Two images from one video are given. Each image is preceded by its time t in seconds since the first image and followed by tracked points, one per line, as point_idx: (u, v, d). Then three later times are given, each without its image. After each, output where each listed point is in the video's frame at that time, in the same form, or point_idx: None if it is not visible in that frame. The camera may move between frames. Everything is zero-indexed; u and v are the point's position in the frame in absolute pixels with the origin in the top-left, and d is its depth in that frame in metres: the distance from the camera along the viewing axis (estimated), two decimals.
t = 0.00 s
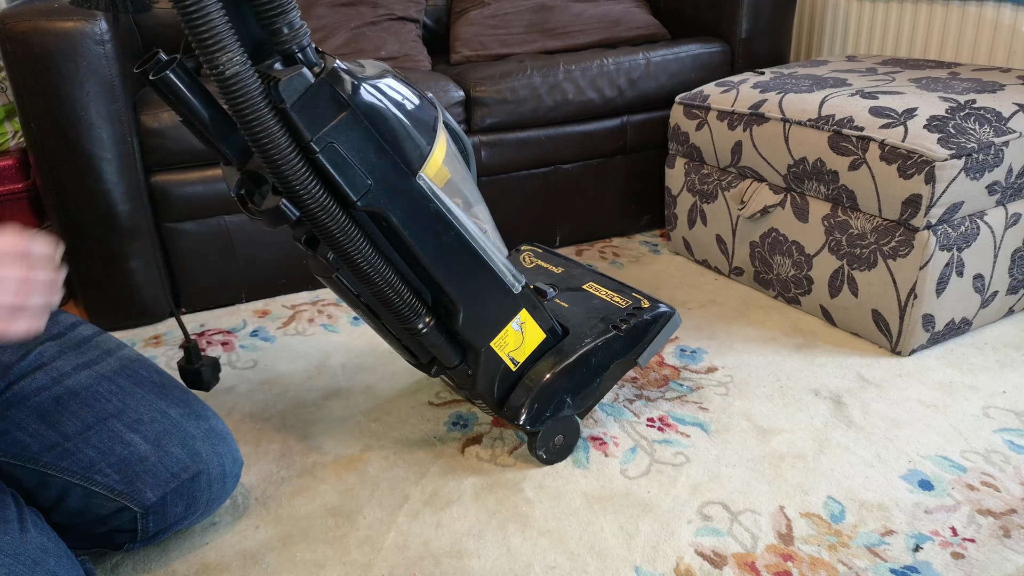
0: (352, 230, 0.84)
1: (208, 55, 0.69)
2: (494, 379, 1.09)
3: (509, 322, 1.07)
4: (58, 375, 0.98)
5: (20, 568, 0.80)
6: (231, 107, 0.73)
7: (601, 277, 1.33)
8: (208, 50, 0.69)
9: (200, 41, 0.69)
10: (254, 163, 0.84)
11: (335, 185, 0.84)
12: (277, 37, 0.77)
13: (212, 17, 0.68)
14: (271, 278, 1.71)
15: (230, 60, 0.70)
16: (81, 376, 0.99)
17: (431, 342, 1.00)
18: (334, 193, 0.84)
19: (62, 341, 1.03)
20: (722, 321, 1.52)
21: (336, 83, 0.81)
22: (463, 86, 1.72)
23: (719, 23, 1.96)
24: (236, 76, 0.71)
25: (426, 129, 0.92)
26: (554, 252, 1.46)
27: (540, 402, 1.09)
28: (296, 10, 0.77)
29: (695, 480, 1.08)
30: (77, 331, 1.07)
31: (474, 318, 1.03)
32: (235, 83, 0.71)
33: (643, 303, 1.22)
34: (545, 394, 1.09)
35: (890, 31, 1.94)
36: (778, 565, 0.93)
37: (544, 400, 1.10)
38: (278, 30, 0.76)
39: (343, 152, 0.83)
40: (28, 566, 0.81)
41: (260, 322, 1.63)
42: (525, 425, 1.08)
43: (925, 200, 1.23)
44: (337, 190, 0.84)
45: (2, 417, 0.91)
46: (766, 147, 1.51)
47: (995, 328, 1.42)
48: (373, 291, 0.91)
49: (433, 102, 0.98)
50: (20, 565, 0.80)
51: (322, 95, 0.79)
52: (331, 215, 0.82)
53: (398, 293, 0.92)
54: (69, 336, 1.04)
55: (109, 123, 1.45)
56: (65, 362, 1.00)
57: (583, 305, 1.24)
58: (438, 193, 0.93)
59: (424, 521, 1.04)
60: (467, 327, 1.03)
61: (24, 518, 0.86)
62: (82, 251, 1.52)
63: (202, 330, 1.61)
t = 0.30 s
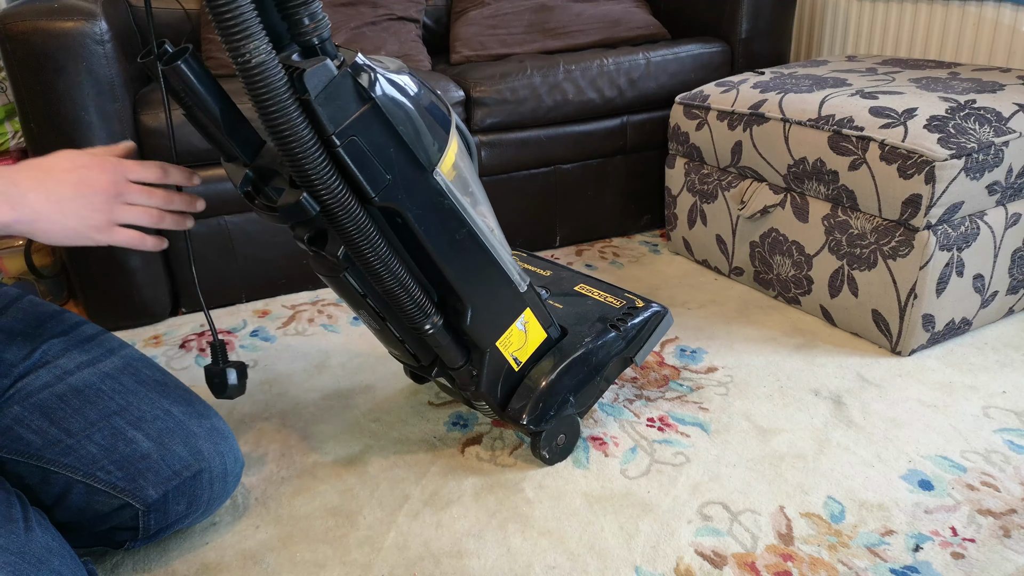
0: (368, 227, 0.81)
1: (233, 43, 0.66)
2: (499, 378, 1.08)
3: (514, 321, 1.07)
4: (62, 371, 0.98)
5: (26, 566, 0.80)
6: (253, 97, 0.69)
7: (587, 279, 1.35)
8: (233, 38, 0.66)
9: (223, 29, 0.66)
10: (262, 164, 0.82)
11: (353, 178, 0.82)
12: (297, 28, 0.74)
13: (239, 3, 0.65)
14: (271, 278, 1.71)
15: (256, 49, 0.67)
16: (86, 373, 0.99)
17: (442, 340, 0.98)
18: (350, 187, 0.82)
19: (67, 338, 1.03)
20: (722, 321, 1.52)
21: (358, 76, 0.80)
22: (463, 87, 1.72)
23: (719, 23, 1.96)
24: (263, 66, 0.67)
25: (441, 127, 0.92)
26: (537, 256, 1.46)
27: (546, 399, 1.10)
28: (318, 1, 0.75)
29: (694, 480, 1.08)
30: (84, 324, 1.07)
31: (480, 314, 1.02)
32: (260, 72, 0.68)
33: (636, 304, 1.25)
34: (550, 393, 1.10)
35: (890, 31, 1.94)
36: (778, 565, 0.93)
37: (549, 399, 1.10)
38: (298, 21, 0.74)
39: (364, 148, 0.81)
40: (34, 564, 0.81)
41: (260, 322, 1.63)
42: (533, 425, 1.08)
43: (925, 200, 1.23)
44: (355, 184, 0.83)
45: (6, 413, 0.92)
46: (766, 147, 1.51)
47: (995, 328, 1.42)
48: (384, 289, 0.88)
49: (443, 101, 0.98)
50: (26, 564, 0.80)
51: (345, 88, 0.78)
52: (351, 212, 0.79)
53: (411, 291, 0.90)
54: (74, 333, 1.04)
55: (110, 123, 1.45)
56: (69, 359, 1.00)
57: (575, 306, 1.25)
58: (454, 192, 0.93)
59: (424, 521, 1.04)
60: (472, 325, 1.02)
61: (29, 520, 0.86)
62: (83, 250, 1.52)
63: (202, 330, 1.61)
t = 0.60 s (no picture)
0: (379, 225, 0.80)
1: (250, 37, 0.64)
2: (503, 377, 1.08)
3: (518, 320, 1.07)
4: (68, 366, 0.98)
5: (37, 562, 0.80)
6: (268, 94, 0.68)
7: (581, 278, 1.36)
8: (249, 32, 0.64)
9: (241, 23, 0.63)
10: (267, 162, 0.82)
11: (366, 176, 0.82)
12: (313, 23, 0.73)
13: None
14: (271, 278, 1.71)
15: (274, 43, 0.65)
16: (92, 368, 0.99)
17: (451, 338, 0.98)
18: (362, 184, 0.82)
19: (75, 334, 1.04)
20: (722, 321, 1.52)
21: (372, 73, 0.79)
22: (463, 86, 1.72)
23: (719, 23, 1.96)
24: (279, 61, 0.66)
25: (450, 124, 0.92)
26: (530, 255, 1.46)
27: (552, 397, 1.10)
28: None
29: (694, 480, 1.08)
30: (90, 324, 1.08)
31: (486, 312, 1.02)
32: (275, 68, 0.66)
33: (634, 302, 1.26)
34: (554, 390, 1.10)
35: (890, 31, 1.94)
36: (778, 565, 0.93)
37: (553, 397, 1.10)
38: (311, 17, 0.73)
39: (377, 147, 0.81)
40: (43, 561, 0.81)
41: (260, 322, 1.63)
42: (538, 423, 1.08)
43: (925, 200, 1.23)
44: (367, 182, 0.82)
45: (12, 406, 0.92)
46: (766, 147, 1.51)
47: (995, 328, 1.42)
48: (393, 289, 0.87)
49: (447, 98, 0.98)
50: (36, 561, 0.81)
51: (360, 85, 0.78)
52: (364, 210, 0.78)
53: (421, 291, 0.89)
54: (81, 329, 1.06)
55: (109, 123, 1.45)
56: (76, 354, 1.01)
57: (571, 305, 1.26)
58: (462, 190, 0.93)
59: (424, 521, 1.04)
60: (478, 323, 1.02)
61: (38, 516, 0.86)
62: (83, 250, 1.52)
63: (202, 330, 1.61)
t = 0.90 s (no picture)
0: (387, 227, 0.80)
1: (261, 35, 0.63)
2: (505, 378, 1.08)
3: (519, 320, 1.08)
4: (72, 363, 0.99)
5: (48, 558, 0.81)
6: (279, 94, 0.67)
7: (573, 278, 1.36)
8: (262, 30, 0.63)
9: (251, 20, 0.63)
10: (270, 165, 0.82)
11: (374, 176, 0.82)
12: (322, 22, 0.73)
13: None
14: (271, 278, 1.71)
15: (286, 41, 0.64)
16: (97, 365, 1.00)
17: (455, 339, 0.97)
18: (372, 185, 0.81)
19: (81, 331, 1.03)
20: (722, 321, 1.52)
21: (381, 72, 0.79)
22: (463, 87, 1.72)
23: (719, 23, 1.96)
24: (291, 60, 0.65)
25: (455, 122, 0.92)
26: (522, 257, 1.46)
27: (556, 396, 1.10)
28: None
29: (695, 480, 1.08)
30: (97, 320, 1.08)
31: (490, 312, 1.02)
32: (287, 66, 0.65)
33: (629, 300, 1.27)
34: (556, 390, 1.10)
35: (890, 31, 1.94)
36: (779, 565, 0.93)
37: (555, 397, 1.10)
38: (320, 15, 0.72)
39: (385, 147, 0.81)
40: (54, 556, 0.82)
41: (260, 322, 1.63)
42: (542, 423, 1.08)
43: (925, 200, 1.23)
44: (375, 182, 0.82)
45: (16, 402, 0.92)
46: (766, 147, 1.51)
47: (995, 328, 1.42)
48: (398, 290, 0.87)
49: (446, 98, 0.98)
50: (48, 557, 0.81)
51: (369, 84, 0.77)
52: (373, 211, 0.78)
53: (426, 292, 0.89)
54: (88, 326, 1.05)
55: (109, 122, 1.46)
56: (80, 350, 1.01)
57: (567, 305, 1.26)
58: (467, 188, 0.94)
59: (424, 521, 1.04)
60: (482, 323, 1.02)
61: (50, 512, 0.86)
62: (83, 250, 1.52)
63: (202, 330, 1.61)
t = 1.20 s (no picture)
0: (396, 233, 0.79)
1: (271, 41, 0.59)
2: (507, 380, 1.08)
3: (520, 322, 1.08)
4: (81, 354, 0.99)
5: (70, 550, 0.82)
6: (289, 101, 0.64)
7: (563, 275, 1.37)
8: (270, 35, 0.59)
9: (260, 26, 0.59)
10: (270, 172, 0.80)
11: (383, 182, 0.81)
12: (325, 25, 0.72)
13: None
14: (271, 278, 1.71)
15: (297, 46, 0.61)
16: (105, 355, 1.00)
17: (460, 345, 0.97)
18: (381, 191, 0.81)
19: (90, 324, 1.03)
20: (722, 321, 1.52)
21: (387, 75, 0.78)
22: (463, 86, 1.72)
23: (719, 23, 1.96)
24: (301, 66, 0.62)
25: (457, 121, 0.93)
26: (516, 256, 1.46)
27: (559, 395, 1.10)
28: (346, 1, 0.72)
29: (695, 480, 1.08)
30: (105, 316, 1.08)
31: (493, 315, 1.02)
32: (297, 71, 0.62)
33: (621, 297, 1.28)
34: (556, 391, 1.10)
35: (890, 31, 1.94)
36: (778, 565, 0.93)
37: (556, 398, 1.10)
38: (324, 18, 0.71)
39: (393, 151, 0.80)
40: (76, 549, 0.83)
41: (260, 322, 1.63)
42: (546, 424, 1.08)
43: (925, 200, 1.23)
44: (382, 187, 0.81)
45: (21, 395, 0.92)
46: (766, 147, 1.51)
47: (995, 328, 1.42)
48: (404, 296, 0.87)
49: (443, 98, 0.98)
50: (69, 550, 0.82)
51: (378, 88, 0.77)
52: (382, 217, 0.77)
53: (432, 297, 0.88)
54: (97, 320, 1.05)
55: (109, 122, 1.46)
56: (89, 343, 1.00)
57: (560, 303, 1.26)
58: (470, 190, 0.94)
59: (424, 522, 1.04)
60: (486, 326, 1.02)
61: (70, 510, 0.87)
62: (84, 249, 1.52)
63: (202, 330, 1.61)
